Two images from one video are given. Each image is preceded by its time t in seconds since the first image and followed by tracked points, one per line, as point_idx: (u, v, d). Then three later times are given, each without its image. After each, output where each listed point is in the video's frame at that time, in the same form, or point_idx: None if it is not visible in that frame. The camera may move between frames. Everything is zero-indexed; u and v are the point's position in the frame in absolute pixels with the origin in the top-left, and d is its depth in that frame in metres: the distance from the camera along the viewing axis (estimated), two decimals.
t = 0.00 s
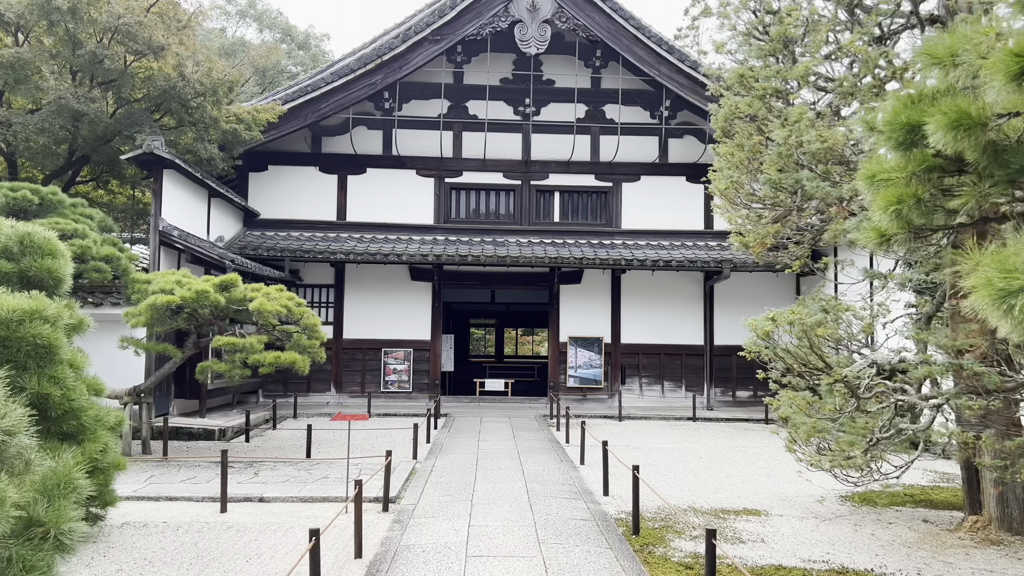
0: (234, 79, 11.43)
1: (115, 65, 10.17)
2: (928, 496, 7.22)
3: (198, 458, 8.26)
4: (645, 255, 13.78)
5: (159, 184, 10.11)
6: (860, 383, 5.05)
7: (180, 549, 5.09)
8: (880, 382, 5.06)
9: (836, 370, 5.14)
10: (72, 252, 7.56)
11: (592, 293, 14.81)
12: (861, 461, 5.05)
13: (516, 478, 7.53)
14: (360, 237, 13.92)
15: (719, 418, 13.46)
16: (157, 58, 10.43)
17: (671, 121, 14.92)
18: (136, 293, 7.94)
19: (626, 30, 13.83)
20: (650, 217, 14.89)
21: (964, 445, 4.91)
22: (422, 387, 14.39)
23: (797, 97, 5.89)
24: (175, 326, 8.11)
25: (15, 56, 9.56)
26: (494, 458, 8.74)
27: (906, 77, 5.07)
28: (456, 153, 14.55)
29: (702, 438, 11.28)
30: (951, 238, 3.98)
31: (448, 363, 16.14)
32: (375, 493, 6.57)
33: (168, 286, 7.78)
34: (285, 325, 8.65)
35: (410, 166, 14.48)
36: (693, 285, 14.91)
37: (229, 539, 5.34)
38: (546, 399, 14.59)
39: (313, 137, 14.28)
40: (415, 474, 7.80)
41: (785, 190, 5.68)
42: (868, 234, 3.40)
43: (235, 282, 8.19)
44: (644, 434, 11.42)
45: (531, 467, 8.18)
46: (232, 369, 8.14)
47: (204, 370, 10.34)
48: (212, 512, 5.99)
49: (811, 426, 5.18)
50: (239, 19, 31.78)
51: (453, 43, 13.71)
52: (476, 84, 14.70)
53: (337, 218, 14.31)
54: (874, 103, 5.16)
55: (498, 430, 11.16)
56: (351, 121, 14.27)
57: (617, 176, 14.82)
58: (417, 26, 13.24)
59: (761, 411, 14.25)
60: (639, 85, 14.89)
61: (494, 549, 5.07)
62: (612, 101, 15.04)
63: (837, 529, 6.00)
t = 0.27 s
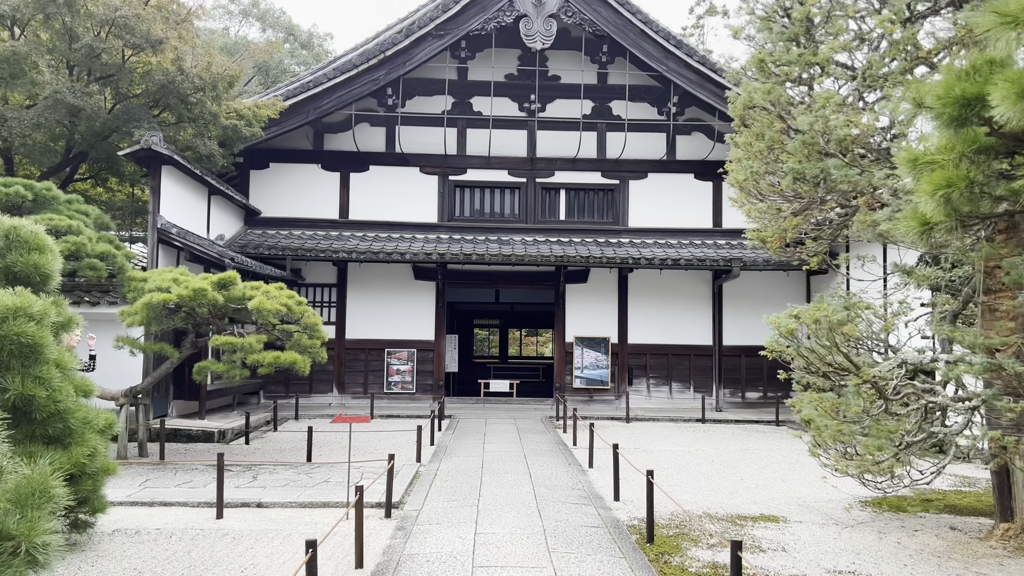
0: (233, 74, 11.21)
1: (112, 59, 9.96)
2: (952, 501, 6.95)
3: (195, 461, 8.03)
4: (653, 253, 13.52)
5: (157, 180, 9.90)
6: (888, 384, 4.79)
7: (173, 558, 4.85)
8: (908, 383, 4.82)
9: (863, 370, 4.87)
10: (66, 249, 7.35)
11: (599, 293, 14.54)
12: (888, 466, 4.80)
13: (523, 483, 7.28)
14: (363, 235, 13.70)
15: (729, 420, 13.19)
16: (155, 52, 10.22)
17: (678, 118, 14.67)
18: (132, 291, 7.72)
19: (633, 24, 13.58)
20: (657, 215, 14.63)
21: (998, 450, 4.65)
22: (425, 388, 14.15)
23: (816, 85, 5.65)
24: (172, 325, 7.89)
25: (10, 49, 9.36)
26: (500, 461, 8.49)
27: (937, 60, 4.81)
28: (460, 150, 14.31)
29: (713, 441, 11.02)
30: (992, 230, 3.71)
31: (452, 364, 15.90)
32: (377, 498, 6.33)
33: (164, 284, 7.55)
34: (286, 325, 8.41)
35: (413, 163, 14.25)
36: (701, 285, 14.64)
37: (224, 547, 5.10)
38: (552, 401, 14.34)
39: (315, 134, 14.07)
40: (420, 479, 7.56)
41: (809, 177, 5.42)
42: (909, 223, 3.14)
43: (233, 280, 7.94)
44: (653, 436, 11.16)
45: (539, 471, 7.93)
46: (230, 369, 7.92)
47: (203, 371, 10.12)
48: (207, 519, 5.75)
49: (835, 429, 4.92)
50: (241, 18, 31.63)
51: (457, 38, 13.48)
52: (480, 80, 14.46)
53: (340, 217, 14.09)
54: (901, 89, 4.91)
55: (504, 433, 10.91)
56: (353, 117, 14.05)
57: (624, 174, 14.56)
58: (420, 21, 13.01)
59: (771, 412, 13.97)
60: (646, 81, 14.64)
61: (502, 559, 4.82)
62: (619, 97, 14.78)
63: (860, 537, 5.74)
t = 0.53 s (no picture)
0: (233, 72, 11.05)
1: (109, 57, 9.81)
2: (973, 510, 6.71)
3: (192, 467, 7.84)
4: (659, 254, 13.30)
5: (155, 180, 9.73)
6: (912, 391, 4.56)
7: (162, 570, 4.65)
8: (934, 390, 4.59)
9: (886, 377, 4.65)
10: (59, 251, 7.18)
11: (604, 294, 14.31)
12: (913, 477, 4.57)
13: (528, 491, 7.06)
14: (365, 236, 13.51)
15: (737, 423, 12.96)
16: (153, 49, 10.06)
17: (685, 116, 14.45)
18: (128, 293, 7.54)
19: (639, 22, 13.37)
20: (664, 215, 14.40)
21: None
22: (428, 391, 13.95)
23: (834, 79, 5.43)
24: (168, 328, 7.71)
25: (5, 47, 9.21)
26: (505, 467, 8.28)
27: (964, 50, 4.58)
28: (464, 149, 14.11)
29: (721, 446, 10.78)
30: None
31: (455, 367, 15.69)
32: (377, 508, 6.13)
33: (160, 286, 7.36)
34: (285, 327, 8.19)
35: (416, 163, 14.05)
36: (709, 286, 14.41)
37: (216, 559, 4.90)
38: (557, 404, 14.13)
39: (316, 133, 13.88)
40: (422, 487, 7.35)
41: (825, 176, 5.21)
42: (944, 221, 2.92)
43: (231, 281, 7.71)
44: (660, 441, 10.93)
45: (544, 478, 7.72)
46: (228, 373, 7.73)
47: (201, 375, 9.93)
48: (201, 529, 5.56)
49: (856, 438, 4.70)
50: (244, 18, 31.52)
51: (460, 36, 13.28)
52: (483, 79, 14.26)
53: (341, 217, 13.90)
54: (925, 81, 4.69)
55: (508, 437, 10.69)
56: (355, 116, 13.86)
57: (630, 173, 14.34)
58: (423, 18, 12.82)
59: (779, 416, 13.73)
60: (652, 79, 14.42)
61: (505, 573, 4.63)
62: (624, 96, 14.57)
63: (881, 549, 5.51)
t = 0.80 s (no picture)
0: (232, 67, 10.89)
1: (106, 51, 9.66)
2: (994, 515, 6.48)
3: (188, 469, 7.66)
4: (665, 252, 13.08)
5: (152, 176, 9.57)
6: (937, 392, 4.33)
7: None
8: (960, 391, 4.37)
9: (908, 376, 4.42)
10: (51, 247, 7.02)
11: (609, 293, 14.08)
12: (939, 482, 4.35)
13: (532, 494, 6.85)
14: (366, 235, 13.34)
15: (744, 425, 12.72)
16: (150, 43, 9.91)
17: (691, 113, 14.23)
18: (122, 290, 7.38)
19: (644, 16, 13.16)
20: (670, 213, 14.18)
21: None
22: (431, 391, 13.76)
23: (851, 66, 5.21)
24: (163, 327, 7.55)
25: None
26: (508, 469, 8.08)
27: (990, 32, 4.37)
28: (466, 147, 13.91)
29: (729, 447, 10.55)
30: None
31: (458, 367, 15.49)
32: (376, 511, 5.94)
33: (155, 284, 7.19)
34: (283, 326, 8.02)
35: (418, 160, 13.86)
36: (715, 284, 14.18)
37: (208, 565, 4.71)
38: (561, 405, 13.92)
39: (317, 130, 13.71)
40: (423, 490, 7.14)
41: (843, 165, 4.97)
42: (982, 206, 2.70)
43: (228, 279, 7.55)
44: (667, 442, 10.71)
45: (548, 480, 7.51)
46: (223, 373, 7.54)
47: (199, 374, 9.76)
48: (194, 533, 5.36)
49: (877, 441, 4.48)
50: (247, 18, 31.41)
51: (463, 31, 13.09)
52: (486, 75, 14.06)
53: (342, 215, 13.72)
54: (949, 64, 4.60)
55: (511, 439, 10.48)
56: (357, 113, 13.68)
57: (635, 171, 14.12)
58: (425, 13, 12.62)
59: (788, 417, 13.48)
60: (658, 75, 14.20)
61: None
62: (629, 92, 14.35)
63: (899, 556, 5.29)
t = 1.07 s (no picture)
0: (230, 63, 10.68)
1: (100, 48, 9.45)
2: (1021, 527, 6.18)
3: (181, 477, 7.42)
4: (672, 252, 12.81)
5: (147, 175, 9.36)
6: (969, 401, 4.04)
7: None
8: (994, 400, 4.08)
9: (938, 383, 4.14)
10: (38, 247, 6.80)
11: (615, 294, 13.80)
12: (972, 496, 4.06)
13: (536, 504, 6.58)
14: (367, 235, 13.11)
15: (754, 429, 12.42)
16: (145, 39, 9.71)
17: (698, 110, 13.94)
18: (113, 292, 7.16)
19: (651, 12, 12.90)
20: (677, 212, 13.89)
21: None
22: (433, 394, 13.51)
23: (873, 55, 4.93)
24: (155, 329, 7.33)
25: None
26: (511, 477, 7.81)
27: None
28: (469, 145, 13.66)
29: (739, 453, 10.26)
30: None
31: (461, 370, 15.22)
32: (373, 523, 5.68)
33: (146, 285, 6.97)
34: (279, 328, 7.79)
35: (420, 159, 13.62)
36: (723, 286, 13.88)
37: None
38: (566, 408, 13.64)
39: (318, 129, 13.48)
40: (423, 499, 6.87)
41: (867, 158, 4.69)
42: None
43: (222, 280, 7.34)
44: (675, 448, 10.42)
45: (552, 489, 7.25)
46: (217, 377, 7.30)
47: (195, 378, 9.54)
48: (181, 546, 5.12)
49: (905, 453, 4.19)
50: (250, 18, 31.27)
51: (465, 27, 12.86)
52: (489, 72, 13.81)
53: (343, 215, 13.50)
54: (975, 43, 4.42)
55: (515, 444, 10.20)
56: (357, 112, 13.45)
57: (641, 169, 13.83)
58: (427, 9, 12.40)
59: (799, 421, 13.16)
60: (664, 72, 13.92)
61: None
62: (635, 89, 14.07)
63: (925, 573, 5.00)
